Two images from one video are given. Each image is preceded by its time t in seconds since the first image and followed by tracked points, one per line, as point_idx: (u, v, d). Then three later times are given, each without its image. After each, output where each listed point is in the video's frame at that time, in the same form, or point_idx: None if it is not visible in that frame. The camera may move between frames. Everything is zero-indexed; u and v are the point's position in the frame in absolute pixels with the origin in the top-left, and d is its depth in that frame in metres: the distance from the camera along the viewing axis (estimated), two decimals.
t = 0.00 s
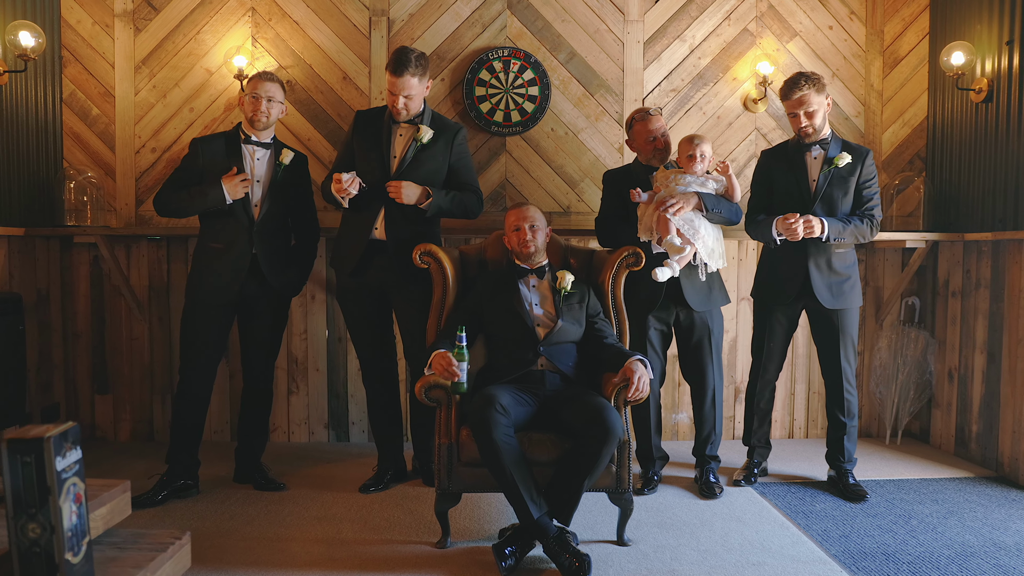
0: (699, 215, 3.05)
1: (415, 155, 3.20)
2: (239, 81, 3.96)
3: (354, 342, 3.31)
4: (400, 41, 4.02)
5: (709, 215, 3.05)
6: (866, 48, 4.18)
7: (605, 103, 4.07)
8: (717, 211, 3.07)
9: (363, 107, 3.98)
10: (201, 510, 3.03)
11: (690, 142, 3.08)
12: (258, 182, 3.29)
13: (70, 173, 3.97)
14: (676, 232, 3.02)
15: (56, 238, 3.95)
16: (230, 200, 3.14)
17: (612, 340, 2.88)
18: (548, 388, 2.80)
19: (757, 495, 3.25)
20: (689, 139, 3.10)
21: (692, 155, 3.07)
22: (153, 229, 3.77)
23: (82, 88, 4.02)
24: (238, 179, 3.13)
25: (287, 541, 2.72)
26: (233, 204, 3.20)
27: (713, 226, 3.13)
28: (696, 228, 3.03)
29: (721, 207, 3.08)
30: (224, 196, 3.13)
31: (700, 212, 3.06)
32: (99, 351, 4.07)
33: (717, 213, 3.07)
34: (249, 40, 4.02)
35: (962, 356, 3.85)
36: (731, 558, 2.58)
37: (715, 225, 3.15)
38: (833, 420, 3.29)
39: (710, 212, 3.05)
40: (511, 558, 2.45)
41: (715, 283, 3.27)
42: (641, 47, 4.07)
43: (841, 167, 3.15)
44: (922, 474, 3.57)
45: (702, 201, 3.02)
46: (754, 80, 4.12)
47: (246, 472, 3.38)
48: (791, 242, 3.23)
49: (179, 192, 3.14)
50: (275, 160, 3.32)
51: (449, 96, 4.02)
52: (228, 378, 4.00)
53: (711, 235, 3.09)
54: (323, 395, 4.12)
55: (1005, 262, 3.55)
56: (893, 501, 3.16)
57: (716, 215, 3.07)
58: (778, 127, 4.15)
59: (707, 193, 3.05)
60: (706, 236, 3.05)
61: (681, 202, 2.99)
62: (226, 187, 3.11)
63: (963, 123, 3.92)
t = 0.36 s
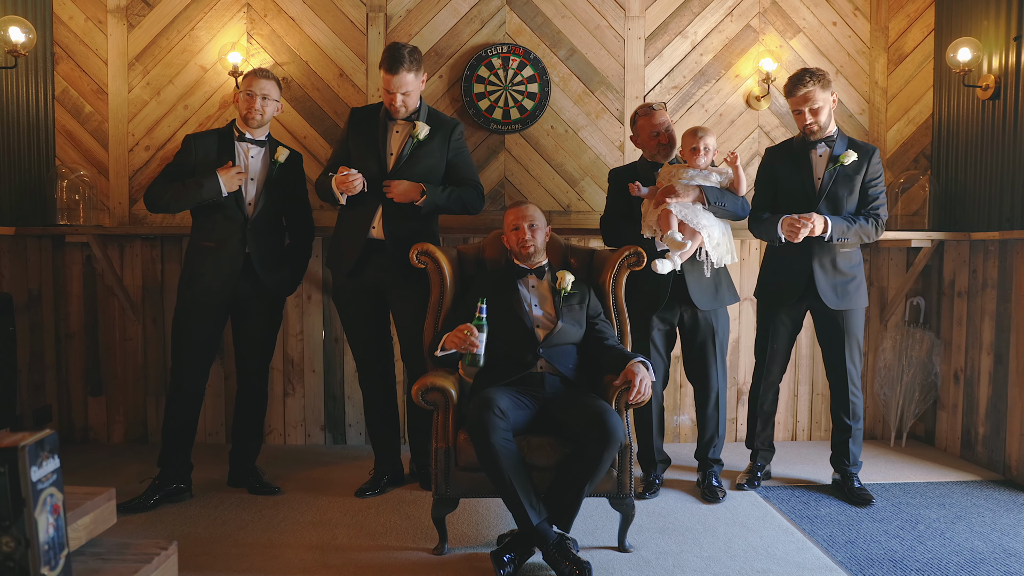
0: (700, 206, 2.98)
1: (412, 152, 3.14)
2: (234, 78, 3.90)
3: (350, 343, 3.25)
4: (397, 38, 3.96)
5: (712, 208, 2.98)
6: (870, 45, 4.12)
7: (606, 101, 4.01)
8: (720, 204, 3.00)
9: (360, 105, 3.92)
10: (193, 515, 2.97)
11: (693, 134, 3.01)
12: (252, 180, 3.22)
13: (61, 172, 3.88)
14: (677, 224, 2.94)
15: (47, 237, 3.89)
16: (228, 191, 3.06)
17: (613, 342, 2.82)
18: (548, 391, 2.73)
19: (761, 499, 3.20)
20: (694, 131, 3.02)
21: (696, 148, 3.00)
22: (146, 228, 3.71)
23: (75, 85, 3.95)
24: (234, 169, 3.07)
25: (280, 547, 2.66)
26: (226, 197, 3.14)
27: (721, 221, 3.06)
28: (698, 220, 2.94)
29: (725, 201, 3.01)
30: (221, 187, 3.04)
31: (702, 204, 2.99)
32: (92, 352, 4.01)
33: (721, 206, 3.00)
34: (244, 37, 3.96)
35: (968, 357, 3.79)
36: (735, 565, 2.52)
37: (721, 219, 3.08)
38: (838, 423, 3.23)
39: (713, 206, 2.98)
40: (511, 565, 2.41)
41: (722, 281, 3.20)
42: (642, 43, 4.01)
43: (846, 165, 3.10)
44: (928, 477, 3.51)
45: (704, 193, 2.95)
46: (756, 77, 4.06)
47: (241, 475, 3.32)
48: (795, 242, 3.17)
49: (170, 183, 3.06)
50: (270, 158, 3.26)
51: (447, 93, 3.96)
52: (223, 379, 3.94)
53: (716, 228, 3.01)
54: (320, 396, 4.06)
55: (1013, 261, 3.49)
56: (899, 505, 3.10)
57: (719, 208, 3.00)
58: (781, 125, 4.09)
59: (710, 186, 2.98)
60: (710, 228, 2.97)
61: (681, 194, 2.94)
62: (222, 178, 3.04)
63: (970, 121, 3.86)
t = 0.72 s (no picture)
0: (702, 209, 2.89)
1: (408, 150, 3.07)
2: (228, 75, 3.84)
3: (345, 346, 3.19)
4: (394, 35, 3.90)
5: (714, 211, 2.86)
6: (874, 42, 4.06)
7: (606, 99, 3.95)
8: (724, 208, 2.89)
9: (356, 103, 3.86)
10: (184, 522, 2.91)
11: (697, 136, 2.95)
12: (245, 179, 3.18)
13: (53, 170, 3.84)
14: (678, 231, 2.91)
15: (38, 238, 3.82)
16: (213, 186, 3.00)
17: (613, 345, 2.76)
18: (547, 395, 2.67)
19: (764, 505, 3.14)
20: (696, 133, 2.96)
21: (699, 151, 2.93)
22: (138, 228, 3.65)
23: (66, 83, 3.89)
24: (221, 163, 3.00)
25: (272, 556, 2.60)
26: (215, 192, 3.08)
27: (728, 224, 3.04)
28: (700, 223, 2.89)
29: (729, 203, 2.89)
30: (206, 180, 2.98)
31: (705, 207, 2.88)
32: (83, 355, 3.94)
33: (724, 209, 2.89)
34: (238, 34, 3.90)
35: (974, 359, 3.73)
36: (738, 574, 2.46)
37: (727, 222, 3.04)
38: (842, 427, 3.17)
39: (716, 208, 2.86)
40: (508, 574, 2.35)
41: (728, 284, 3.13)
42: (642, 40, 3.95)
43: (851, 164, 3.04)
44: (933, 481, 3.45)
45: (707, 196, 2.84)
46: (759, 75, 4.00)
47: (234, 480, 3.26)
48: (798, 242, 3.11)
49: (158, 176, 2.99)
50: (265, 157, 3.22)
51: (445, 91, 3.89)
52: (217, 382, 3.88)
53: (720, 230, 2.96)
54: (315, 399, 4.00)
55: (1020, 262, 3.42)
56: (904, 511, 3.04)
57: (723, 211, 2.88)
58: (784, 124, 4.03)
59: (714, 187, 2.87)
60: (713, 231, 2.92)
61: (682, 194, 2.86)
62: (209, 172, 2.97)
63: (975, 120, 3.80)
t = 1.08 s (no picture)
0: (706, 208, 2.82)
1: (405, 148, 3.00)
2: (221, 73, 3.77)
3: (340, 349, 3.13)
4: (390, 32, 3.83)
5: (717, 211, 2.81)
6: (878, 39, 4.00)
7: (606, 97, 3.89)
8: (728, 207, 2.83)
9: (352, 101, 3.79)
10: (175, 530, 2.85)
11: (703, 131, 2.86)
12: (233, 177, 3.11)
13: (44, 169, 3.76)
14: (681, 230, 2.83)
15: (28, 238, 3.75)
16: (207, 190, 2.96)
17: (613, 349, 2.70)
18: (546, 400, 2.61)
19: (767, 511, 3.08)
20: (702, 128, 2.87)
21: (704, 147, 2.85)
22: (130, 228, 3.58)
23: (57, 81, 3.82)
24: (217, 168, 2.97)
25: (264, 565, 2.54)
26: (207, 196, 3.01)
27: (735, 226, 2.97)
28: (702, 222, 2.82)
29: (734, 203, 2.83)
30: (200, 183, 2.93)
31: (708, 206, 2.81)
32: (75, 357, 3.88)
33: (728, 208, 2.82)
34: (232, 31, 3.83)
35: (980, 361, 3.67)
36: None
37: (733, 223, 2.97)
38: (847, 431, 3.11)
39: (720, 208, 2.80)
40: None
41: (735, 283, 3.05)
42: (643, 37, 3.88)
43: (857, 163, 2.98)
44: (940, 486, 3.38)
45: (711, 194, 2.78)
46: (761, 73, 3.94)
47: (227, 485, 3.19)
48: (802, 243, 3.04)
49: (148, 173, 2.93)
50: (252, 155, 3.15)
51: (442, 89, 3.83)
52: (211, 385, 3.82)
53: (724, 230, 2.90)
54: (311, 402, 3.93)
55: None
56: (911, 518, 2.98)
57: (727, 210, 2.82)
58: (787, 122, 3.96)
59: (718, 186, 2.80)
60: (717, 231, 2.86)
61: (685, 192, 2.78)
62: (204, 175, 2.93)
63: (982, 118, 3.74)
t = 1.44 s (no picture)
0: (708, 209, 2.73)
1: (400, 146, 2.93)
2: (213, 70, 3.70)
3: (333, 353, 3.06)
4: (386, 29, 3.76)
5: (719, 211, 2.72)
6: (883, 37, 3.94)
7: (606, 95, 3.82)
8: (732, 208, 2.74)
9: (347, 98, 3.72)
10: (164, 538, 2.78)
11: (711, 133, 2.80)
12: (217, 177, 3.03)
13: (32, 169, 3.68)
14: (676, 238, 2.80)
15: (16, 238, 3.67)
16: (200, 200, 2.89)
17: (614, 353, 2.63)
18: (544, 406, 2.54)
19: (771, 518, 3.01)
20: (711, 129, 2.81)
21: (713, 149, 2.80)
22: (120, 228, 3.51)
23: (46, 78, 3.75)
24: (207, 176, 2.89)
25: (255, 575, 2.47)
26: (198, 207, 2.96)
27: (741, 229, 2.89)
28: (700, 224, 2.74)
29: (737, 203, 2.74)
30: (192, 196, 2.87)
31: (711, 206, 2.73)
32: (65, 360, 3.80)
33: (731, 208, 2.74)
34: (225, 27, 3.76)
35: (987, 364, 3.60)
36: None
37: (737, 225, 2.88)
38: (853, 436, 3.04)
39: (722, 209, 2.72)
40: None
41: (742, 288, 2.96)
42: (643, 34, 3.81)
43: (862, 162, 2.91)
44: (946, 492, 3.32)
45: (712, 195, 2.70)
46: (764, 70, 3.87)
47: (219, 491, 3.13)
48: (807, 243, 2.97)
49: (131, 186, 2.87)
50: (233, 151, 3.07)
51: (439, 86, 3.76)
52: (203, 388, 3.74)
53: (726, 231, 2.82)
54: (305, 406, 3.86)
55: None
56: (918, 525, 2.91)
57: (730, 210, 2.74)
58: (790, 121, 3.89)
59: (721, 186, 2.72)
60: (718, 233, 2.78)
61: (684, 194, 2.74)
62: (195, 186, 2.86)
63: (988, 116, 3.67)
